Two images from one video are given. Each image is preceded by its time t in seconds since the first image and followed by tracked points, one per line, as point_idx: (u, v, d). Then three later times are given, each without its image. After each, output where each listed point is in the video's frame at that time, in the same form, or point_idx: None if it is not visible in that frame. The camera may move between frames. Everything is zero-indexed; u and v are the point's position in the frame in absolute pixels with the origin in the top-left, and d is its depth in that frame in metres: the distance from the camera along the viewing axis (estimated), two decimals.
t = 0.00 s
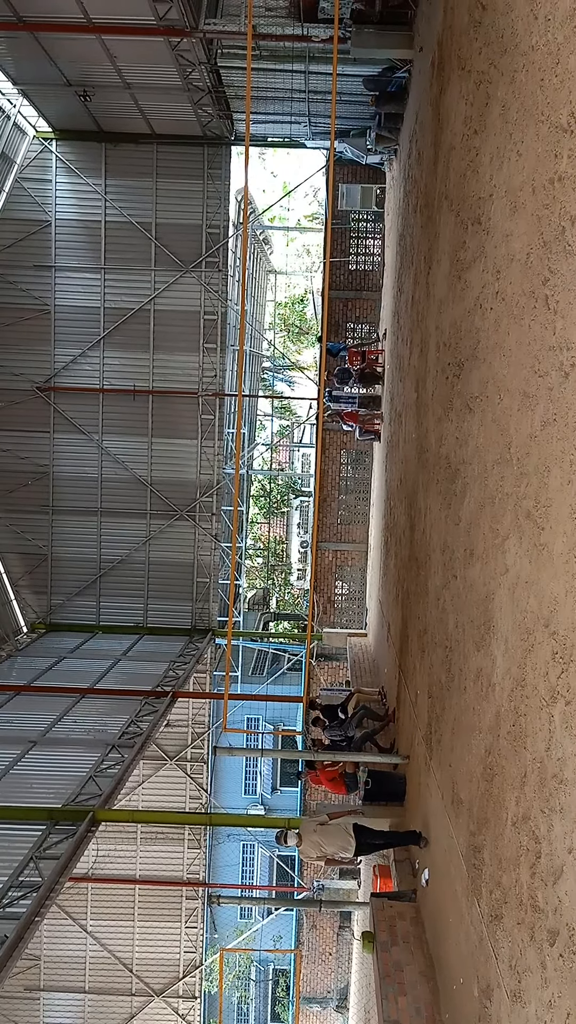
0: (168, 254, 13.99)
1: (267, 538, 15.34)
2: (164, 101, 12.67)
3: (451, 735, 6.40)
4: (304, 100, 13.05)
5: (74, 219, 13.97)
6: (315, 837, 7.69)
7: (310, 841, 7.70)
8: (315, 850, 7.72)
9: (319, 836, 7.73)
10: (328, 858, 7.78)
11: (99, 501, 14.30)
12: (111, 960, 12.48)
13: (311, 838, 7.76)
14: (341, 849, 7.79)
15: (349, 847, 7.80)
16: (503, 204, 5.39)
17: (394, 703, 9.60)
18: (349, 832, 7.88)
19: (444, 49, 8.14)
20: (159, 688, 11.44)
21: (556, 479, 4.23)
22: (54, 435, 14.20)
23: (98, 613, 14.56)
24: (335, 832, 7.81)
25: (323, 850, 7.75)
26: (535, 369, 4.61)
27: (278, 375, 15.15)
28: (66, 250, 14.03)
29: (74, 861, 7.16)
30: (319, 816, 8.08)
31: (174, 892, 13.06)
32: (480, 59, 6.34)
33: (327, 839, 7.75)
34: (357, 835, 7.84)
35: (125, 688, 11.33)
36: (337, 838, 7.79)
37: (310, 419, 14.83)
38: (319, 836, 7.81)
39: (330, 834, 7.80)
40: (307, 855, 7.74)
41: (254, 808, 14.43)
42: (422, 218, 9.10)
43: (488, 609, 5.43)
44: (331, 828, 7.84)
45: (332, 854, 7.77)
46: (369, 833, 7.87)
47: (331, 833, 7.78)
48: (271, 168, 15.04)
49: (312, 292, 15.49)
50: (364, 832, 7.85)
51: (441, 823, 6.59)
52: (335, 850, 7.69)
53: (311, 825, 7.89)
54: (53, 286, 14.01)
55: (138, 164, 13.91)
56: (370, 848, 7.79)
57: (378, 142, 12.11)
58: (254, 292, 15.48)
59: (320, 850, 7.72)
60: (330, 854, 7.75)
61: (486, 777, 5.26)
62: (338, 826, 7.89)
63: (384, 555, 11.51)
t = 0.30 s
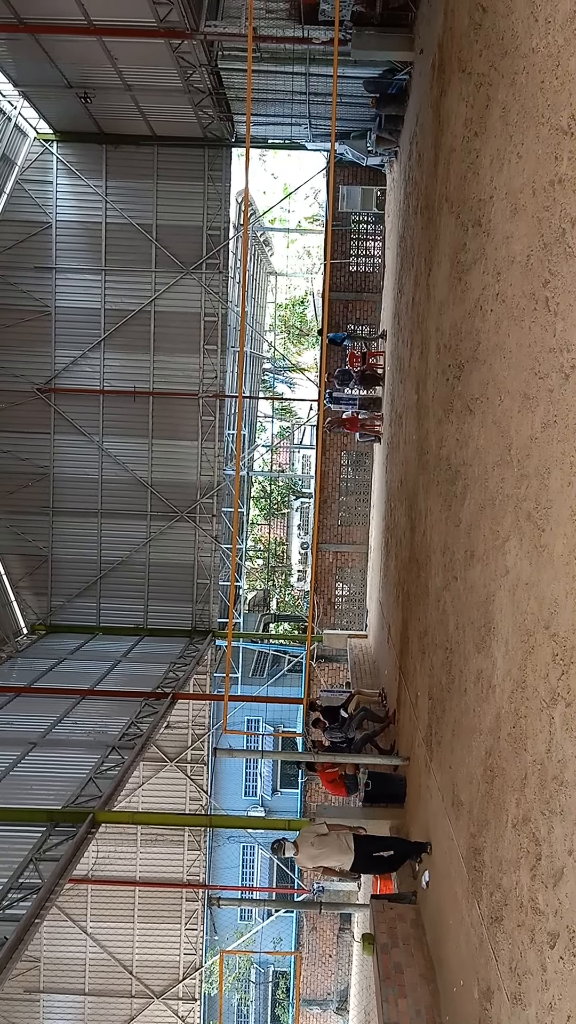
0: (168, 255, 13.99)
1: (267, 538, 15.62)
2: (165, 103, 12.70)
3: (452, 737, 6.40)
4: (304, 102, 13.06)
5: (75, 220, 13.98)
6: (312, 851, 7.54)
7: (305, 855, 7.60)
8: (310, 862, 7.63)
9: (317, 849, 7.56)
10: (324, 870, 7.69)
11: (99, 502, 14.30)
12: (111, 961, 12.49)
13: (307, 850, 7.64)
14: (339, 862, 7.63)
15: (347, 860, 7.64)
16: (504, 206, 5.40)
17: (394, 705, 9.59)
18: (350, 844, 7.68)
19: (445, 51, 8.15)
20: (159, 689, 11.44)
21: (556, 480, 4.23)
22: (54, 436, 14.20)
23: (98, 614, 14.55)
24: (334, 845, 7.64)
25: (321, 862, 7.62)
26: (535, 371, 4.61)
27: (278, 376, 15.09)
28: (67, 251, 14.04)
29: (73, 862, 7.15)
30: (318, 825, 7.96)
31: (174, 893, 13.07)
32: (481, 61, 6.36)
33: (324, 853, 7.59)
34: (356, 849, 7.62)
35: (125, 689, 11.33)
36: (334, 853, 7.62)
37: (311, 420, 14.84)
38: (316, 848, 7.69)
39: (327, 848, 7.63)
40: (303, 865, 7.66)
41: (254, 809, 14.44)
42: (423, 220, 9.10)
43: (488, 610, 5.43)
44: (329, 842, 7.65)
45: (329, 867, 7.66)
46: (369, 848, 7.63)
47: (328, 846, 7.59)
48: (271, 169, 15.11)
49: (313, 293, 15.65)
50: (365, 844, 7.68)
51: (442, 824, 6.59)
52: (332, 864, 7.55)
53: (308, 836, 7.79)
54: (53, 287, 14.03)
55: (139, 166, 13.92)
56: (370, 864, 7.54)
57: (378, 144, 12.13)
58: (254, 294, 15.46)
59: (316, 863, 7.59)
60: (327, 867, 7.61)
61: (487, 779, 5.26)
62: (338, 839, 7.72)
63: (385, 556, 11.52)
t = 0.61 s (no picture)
0: (169, 256, 13.99)
1: (267, 539, 15.71)
2: (166, 105, 12.71)
3: (452, 738, 6.39)
4: (305, 103, 13.08)
5: (76, 222, 13.99)
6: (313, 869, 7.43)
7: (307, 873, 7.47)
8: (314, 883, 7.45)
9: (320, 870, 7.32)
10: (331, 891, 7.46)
11: (100, 503, 14.30)
12: (111, 961, 12.51)
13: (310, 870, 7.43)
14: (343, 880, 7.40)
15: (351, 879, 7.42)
16: (504, 207, 5.40)
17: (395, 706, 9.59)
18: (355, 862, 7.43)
19: (445, 52, 8.15)
20: (160, 690, 11.45)
21: (556, 482, 4.24)
22: (55, 437, 14.21)
23: (99, 615, 14.55)
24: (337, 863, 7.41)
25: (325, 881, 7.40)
26: (536, 372, 4.61)
27: (279, 378, 15.11)
28: (68, 252, 14.05)
29: (74, 863, 7.15)
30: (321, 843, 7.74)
31: (175, 893, 13.08)
32: (481, 63, 6.36)
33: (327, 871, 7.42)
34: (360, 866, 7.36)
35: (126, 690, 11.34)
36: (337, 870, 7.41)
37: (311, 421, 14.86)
38: (320, 867, 7.48)
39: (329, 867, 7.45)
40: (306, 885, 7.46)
41: (255, 810, 14.52)
42: (423, 221, 9.11)
43: (488, 611, 5.43)
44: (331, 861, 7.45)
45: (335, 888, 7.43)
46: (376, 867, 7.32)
47: (331, 865, 7.35)
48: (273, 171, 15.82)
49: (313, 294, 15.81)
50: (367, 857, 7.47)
51: (442, 826, 6.58)
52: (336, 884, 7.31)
53: (310, 857, 7.56)
54: (54, 288, 14.04)
55: (140, 167, 13.94)
56: (374, 882, 7.30)
57: (379, 146, 12.13)
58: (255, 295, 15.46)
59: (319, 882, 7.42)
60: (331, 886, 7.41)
61: (487, 780, 5.25)
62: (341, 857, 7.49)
63: (385, 556, 11.53)
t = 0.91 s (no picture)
0: (171, 257, 14.00)
1: (269, 539, 15.80)
2: (168, 106, 12.72)
3: (454, 739, 6.39)
4: (307, 104, 13.09)
5: (78, 222, 14.01)
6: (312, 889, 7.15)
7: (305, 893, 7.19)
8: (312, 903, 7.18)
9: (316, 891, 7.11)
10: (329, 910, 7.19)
11: (102, 503, 14.32)
12: (112, 961, 12.52)
13: (308, 891, 7.23)
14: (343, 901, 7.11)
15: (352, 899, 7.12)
16: (506, 207, 5.40)
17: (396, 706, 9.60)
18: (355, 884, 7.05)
19: (447, 52, 8.15)
20: (162, 690, 11.46)
21: (558, 483, 4.24)
22: (57, 437, 14.22)
23: (100, 615, 14.56)
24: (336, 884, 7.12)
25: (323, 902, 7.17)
26: (538, 372, 4.61)
27: (280, 379, 15.13)
28: (70, 252, 14.06)
29: (76, 863, 7.14)
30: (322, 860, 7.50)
31: (176, 892, 13.21)
32: (483, 63, 6.37)
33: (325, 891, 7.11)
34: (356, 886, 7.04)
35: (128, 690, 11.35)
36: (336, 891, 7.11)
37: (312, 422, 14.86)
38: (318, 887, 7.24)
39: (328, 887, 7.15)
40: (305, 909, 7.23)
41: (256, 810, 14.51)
42: (425, 221, 9.12)
43: (490, 612, 5.43)
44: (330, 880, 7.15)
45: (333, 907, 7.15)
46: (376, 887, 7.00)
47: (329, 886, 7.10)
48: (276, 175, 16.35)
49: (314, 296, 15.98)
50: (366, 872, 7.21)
51: (444, 827, 6.58)
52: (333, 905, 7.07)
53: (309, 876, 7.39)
54: (56, 288, 14.05)
55: (142, 168, 13.97)
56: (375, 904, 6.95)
57: (380, 147, 12.14)
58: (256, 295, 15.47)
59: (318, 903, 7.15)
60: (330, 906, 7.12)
61: (489, 780, 5.25)
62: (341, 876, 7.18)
63: (387, 557, 11.54)
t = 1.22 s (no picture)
0: (172, 257, 14.00)
1: (270, 539, 15.71)
2: (170, 106, 12.73)
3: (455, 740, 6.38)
4: (308, 104, 13.09)
5: (79, 222, 14.01)
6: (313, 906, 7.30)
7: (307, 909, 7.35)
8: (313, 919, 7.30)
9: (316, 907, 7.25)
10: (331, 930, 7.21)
11: (103, 503, 14.31)
12: (113, 962, 12.53)
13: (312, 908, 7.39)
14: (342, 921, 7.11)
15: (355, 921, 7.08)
16: (507, 208, 5.40)
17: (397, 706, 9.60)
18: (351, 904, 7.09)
19: (449, 53, 8.15)
20: (162, 690, 11.47)
21: (559, 483, 4.23)
22: (57, 437, 14.22)
23: (101, 615, 14.56)
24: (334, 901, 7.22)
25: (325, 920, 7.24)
26: (539, 372, 4.61)
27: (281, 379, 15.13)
28: (71, 252, 14.06)
29: (76, 863, 7.14)
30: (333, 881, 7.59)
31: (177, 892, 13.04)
32: (484, 64, 6.37)
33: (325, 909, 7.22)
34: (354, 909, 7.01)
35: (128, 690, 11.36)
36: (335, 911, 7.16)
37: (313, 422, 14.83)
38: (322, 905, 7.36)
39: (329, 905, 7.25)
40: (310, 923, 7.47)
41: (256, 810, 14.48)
42: (426, 222, 9.12)
43: (491, 612, 5.43)
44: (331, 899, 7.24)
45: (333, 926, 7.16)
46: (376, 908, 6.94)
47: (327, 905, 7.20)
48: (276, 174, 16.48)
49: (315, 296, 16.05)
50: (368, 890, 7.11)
51: (445, 828, 6.58)
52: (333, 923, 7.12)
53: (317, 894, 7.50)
54: (57, 288, 14.05)
55: (143, 168, 13.98)
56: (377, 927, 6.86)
57: (381, 147, 12.15)
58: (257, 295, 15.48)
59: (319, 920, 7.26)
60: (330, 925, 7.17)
61: (490, 781, 5.25)
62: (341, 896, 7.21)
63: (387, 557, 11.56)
